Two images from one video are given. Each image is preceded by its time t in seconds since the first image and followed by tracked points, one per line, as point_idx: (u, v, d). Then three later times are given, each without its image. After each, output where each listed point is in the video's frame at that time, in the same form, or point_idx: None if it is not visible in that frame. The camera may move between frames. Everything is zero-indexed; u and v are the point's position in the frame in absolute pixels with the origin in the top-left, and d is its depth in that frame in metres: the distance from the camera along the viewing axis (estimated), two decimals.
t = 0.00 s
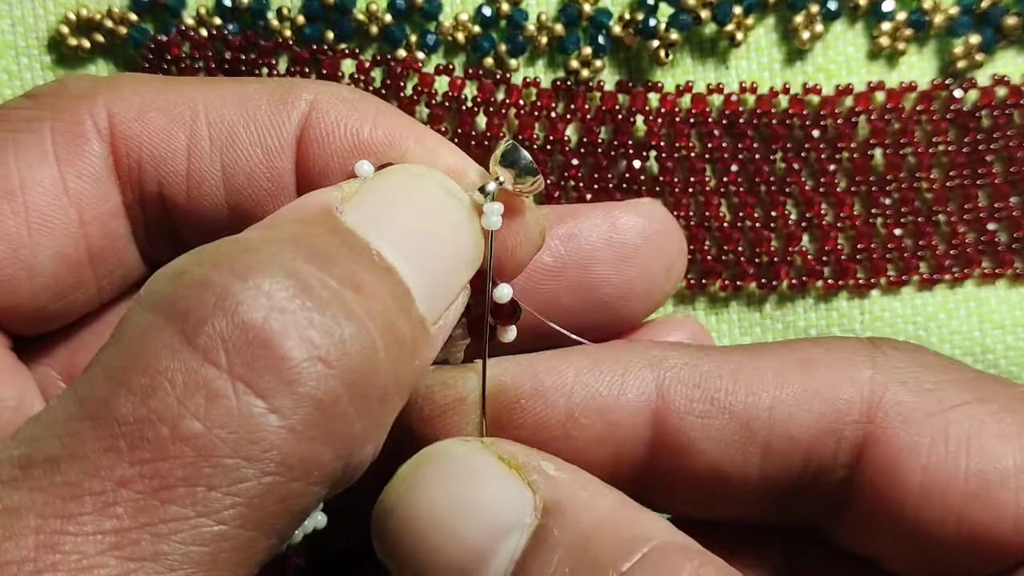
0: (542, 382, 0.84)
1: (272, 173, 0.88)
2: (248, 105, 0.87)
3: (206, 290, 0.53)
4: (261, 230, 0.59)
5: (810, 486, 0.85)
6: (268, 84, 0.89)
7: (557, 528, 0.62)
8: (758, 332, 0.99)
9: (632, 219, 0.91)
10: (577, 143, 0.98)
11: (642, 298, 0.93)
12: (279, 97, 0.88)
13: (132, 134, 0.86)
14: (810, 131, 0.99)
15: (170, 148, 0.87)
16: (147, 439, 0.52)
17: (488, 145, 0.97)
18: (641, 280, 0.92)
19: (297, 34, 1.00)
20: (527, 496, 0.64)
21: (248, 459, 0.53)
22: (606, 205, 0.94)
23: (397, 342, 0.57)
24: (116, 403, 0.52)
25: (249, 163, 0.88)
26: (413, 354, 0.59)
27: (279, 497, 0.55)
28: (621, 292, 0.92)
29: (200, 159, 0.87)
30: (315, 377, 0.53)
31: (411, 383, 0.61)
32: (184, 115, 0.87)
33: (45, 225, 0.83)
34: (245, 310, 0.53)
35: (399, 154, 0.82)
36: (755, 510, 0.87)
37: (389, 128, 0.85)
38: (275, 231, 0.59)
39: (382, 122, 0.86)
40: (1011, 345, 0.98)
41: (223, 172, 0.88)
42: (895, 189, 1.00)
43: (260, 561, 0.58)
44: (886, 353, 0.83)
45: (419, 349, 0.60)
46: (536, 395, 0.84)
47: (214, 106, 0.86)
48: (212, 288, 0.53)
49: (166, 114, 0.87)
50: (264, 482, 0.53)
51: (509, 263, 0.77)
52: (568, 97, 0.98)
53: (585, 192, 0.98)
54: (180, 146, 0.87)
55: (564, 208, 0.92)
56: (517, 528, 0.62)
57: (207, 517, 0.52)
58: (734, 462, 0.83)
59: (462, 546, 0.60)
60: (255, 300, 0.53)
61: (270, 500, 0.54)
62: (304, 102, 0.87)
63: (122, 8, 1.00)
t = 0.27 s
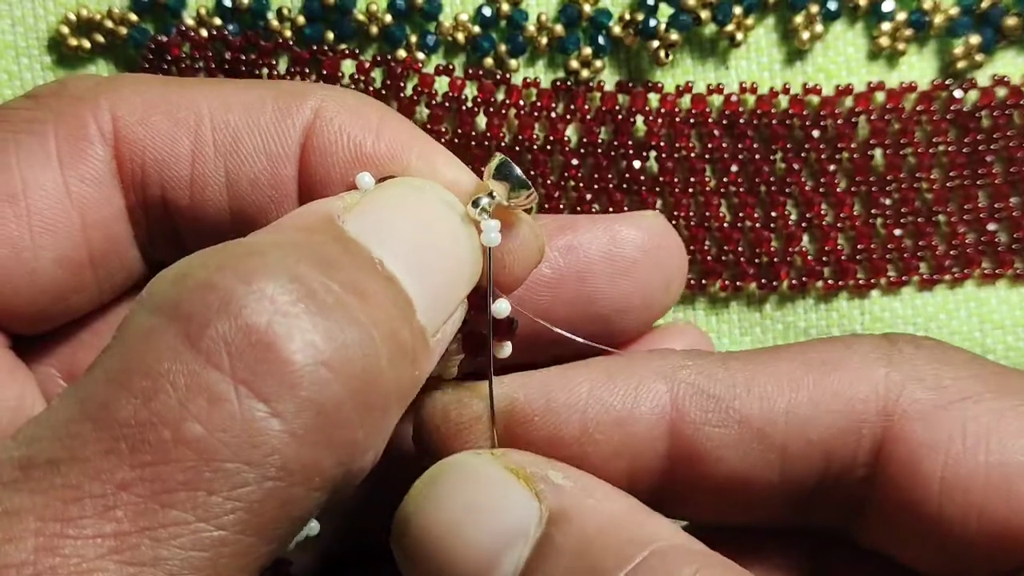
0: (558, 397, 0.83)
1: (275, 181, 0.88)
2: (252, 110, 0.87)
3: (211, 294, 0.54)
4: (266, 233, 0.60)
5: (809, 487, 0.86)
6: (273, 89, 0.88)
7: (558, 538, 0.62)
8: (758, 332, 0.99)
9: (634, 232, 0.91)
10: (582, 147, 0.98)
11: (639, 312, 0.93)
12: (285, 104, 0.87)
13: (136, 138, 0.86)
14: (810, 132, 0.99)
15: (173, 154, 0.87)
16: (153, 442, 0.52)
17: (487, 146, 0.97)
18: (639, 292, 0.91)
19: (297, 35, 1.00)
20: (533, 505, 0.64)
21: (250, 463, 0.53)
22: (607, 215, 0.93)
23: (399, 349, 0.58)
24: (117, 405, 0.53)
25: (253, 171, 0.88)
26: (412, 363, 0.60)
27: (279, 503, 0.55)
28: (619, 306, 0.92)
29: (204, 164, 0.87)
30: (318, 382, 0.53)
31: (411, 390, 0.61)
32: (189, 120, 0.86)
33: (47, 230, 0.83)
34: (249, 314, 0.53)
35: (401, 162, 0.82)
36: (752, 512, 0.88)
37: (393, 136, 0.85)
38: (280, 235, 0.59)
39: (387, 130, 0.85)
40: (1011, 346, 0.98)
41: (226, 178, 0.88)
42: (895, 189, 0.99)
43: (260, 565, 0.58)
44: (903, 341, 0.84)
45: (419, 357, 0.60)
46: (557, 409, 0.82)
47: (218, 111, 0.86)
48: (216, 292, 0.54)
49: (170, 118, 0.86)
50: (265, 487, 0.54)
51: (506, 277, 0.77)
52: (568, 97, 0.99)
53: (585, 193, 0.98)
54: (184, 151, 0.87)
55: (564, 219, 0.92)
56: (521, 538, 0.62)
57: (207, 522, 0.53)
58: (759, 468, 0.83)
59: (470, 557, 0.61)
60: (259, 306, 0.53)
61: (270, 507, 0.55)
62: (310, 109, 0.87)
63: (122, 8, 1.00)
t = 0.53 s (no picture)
0: (631, 378, 0.80)
1: (282, 192, 0.88)
2: (257, 117, 0.87)
3: (232, 303, 0.54)
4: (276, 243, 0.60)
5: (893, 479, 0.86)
6: (280, 97, 0.88)
7: (635, 517, 0.61)
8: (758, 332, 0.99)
9: (631, 244, 0.91)
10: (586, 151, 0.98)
11: (635, 325, 0.92)
12: (293, 113, 0.87)
13: (143, 145, 0.86)
14: (810, 131, 0.99)
15: (181, 162, 0.87)
16: (172, 450, 0.52)
17: (487, 146, 0.97)
18: (632, 307, 0.91)
19: (297, 35, 1.00)
20: (607, 483, 0.64)
21: (269, 476, 0.53)
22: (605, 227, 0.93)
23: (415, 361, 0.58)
24: (139, 415, 0.53)
25: (260, 182, 0.88)
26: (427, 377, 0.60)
27: (299, 514, 0.56)
28: (612, 321, 0.92)
29: (211, 173, 0.87)
30: (339, 393, 0.54)
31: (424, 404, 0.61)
32: (196, 127, 0.86)
33: (54, 237, 0.83)
34: (273, 326, 0.53)
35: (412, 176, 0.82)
36: (765, 503, 0.88)
37: (400, 150, 0.85)
38: (297, 246, 0.59)
39: (394, 140, 0.85)
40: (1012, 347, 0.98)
41: (233, 187, 0.88)
42: (895, 188, 0.99)
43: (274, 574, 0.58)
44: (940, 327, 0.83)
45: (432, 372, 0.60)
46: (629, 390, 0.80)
47: (225, 119, 0.86)
48: (240, 302, 0.53)
49: (178, 125, 0.87)
50: (283, 500, 0.54)
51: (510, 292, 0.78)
52: (568, 97, 0.98)
53: (585, 193, 0.97)
54: (191, 158, 0.87)
55: (562, 230, 0.92)
56: (597, 516, 0.62)
57: (228, 535, 0.54)
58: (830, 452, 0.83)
59: (548, 537, 0.62)
60: (283, 317, 0.53)
61: (287, 521, 0.55)
62: (316, 119, 0.87)
63: (122, 8, 1.00)
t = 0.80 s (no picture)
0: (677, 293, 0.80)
1: (289, 194, 0.88)
2: (264, 118, 0.87)
3: (250, 311, 0.54)
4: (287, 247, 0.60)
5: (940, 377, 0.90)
6: (287, 99, 0.88)
7: (661, 436, 0.60)
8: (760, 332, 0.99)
9: (635, 244, 0.90)
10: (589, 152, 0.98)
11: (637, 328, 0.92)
12: (299, 114, 0.87)
13: (150, 146, 0.86)
14: (810, 130, 0.99)
15: (188, 162, 0.87)
16: (195, 458, 0.52)
17: (488, 145, 0.97)
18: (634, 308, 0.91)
19: (297, 34, 1.00)
20: (630, 401, 0.63)
21: (291, 484, 0.54)
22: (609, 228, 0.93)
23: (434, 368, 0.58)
24: (161, 424, 0.53)
25: (267, 182, 0.87)
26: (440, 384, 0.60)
27: (321, 521, 0.56)
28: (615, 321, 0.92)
29: (217, 174, 0.87)
30: (358, 403, 0.54)
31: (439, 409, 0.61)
32: (204, 128, 0.86)
33: (61, 238, 0.83)
34: (293, 335, 0.53)
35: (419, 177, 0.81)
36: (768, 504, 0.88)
37: (406, 147, 0.84)
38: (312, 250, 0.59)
39: (400, 140, 0.85)
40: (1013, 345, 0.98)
41: (239, 189, 0.88)
42: (895, 187, 0.99)
43: None
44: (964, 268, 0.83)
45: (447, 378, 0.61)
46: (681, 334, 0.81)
47: (232, 120, 0.86)
48: (260, 309, 0.54)
49: (186, 125, 0.87)
50: (303, 508, 0.55)
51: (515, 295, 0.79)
52: (568, 96, 0.98)
53: (585, 192, 0.97)
54: (198, 158, 0.86)
55: (566, 231, 0.92)
56: (623, 434, 0.62)
57: (250, 543, 0.54)
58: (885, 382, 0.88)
59: (570, 454, 0.61)
60: (301, 324, 0.53)
61: (308, 528, 0.55)
62: (323, 120, 0.87)
63: (122, 8, 1.00)
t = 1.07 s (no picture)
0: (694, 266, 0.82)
1: (291, 187, 0.88)
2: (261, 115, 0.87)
3: (141, 262, 0.46)
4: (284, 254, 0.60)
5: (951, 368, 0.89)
6: (282, 96, 0.88)
7: (683, 400, 0.62)
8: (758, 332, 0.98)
9: (635, 232, 0.91)
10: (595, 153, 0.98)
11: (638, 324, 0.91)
12: (295, 110, 0.87)
13: (145, 147, 0.86)
14: (810, 130, 0.99)
15: (184, 161, 0.87)
16: (89, 425, 0.46)
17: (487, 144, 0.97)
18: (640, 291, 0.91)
19: (297, 34, 1.00)
20: (651, 365, 0.64)
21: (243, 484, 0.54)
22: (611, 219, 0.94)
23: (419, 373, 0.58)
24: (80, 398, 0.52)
25: (267, 177, 0.88)
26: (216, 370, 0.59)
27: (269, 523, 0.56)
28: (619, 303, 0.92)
29: (215, 172, 0.87)
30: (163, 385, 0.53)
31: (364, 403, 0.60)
32: (199, 126, 0.86)
33: (50, 239, 0.84)
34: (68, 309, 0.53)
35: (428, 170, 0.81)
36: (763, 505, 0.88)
37: (410, 133, 0.84)
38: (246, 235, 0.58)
39: (406, 126, 0.85)
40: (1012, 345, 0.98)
41: (238, 186, 0.88)
42: (895, 187, 1.00)
43: None
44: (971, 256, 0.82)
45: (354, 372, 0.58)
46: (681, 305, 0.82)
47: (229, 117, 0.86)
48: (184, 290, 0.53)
49: (181, 124, 0.87)
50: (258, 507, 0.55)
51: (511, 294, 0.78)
52: (569, 96, 0.98)
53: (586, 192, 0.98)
54: (194, 157, 0.87)
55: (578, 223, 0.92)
56: (644, 399, 0.63)
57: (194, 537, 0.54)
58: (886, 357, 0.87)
59: (593, 417, 0.63)
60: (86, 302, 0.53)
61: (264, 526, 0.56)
62: (322, 114, 0.86)
63: (123, 8, 1.00)
